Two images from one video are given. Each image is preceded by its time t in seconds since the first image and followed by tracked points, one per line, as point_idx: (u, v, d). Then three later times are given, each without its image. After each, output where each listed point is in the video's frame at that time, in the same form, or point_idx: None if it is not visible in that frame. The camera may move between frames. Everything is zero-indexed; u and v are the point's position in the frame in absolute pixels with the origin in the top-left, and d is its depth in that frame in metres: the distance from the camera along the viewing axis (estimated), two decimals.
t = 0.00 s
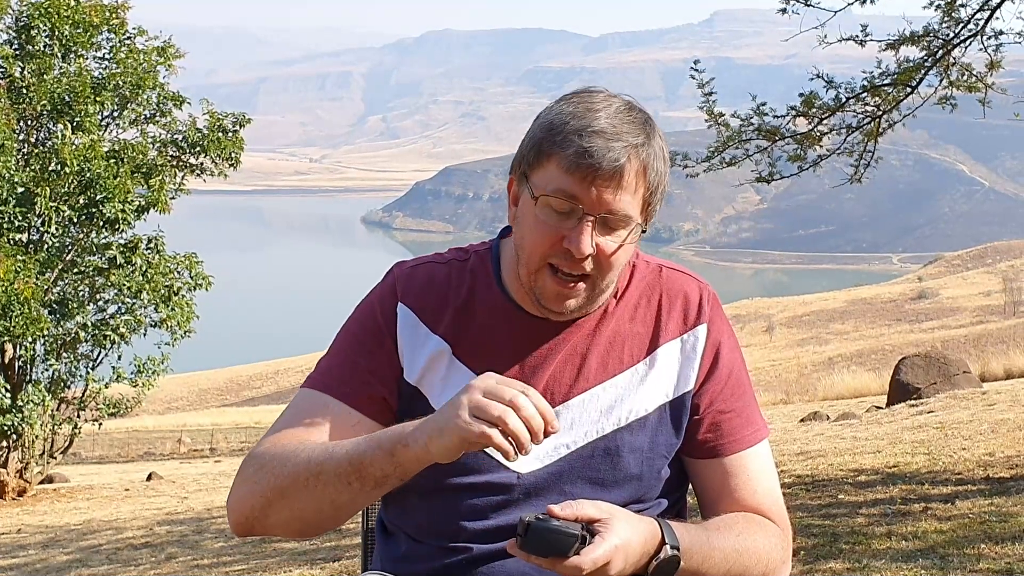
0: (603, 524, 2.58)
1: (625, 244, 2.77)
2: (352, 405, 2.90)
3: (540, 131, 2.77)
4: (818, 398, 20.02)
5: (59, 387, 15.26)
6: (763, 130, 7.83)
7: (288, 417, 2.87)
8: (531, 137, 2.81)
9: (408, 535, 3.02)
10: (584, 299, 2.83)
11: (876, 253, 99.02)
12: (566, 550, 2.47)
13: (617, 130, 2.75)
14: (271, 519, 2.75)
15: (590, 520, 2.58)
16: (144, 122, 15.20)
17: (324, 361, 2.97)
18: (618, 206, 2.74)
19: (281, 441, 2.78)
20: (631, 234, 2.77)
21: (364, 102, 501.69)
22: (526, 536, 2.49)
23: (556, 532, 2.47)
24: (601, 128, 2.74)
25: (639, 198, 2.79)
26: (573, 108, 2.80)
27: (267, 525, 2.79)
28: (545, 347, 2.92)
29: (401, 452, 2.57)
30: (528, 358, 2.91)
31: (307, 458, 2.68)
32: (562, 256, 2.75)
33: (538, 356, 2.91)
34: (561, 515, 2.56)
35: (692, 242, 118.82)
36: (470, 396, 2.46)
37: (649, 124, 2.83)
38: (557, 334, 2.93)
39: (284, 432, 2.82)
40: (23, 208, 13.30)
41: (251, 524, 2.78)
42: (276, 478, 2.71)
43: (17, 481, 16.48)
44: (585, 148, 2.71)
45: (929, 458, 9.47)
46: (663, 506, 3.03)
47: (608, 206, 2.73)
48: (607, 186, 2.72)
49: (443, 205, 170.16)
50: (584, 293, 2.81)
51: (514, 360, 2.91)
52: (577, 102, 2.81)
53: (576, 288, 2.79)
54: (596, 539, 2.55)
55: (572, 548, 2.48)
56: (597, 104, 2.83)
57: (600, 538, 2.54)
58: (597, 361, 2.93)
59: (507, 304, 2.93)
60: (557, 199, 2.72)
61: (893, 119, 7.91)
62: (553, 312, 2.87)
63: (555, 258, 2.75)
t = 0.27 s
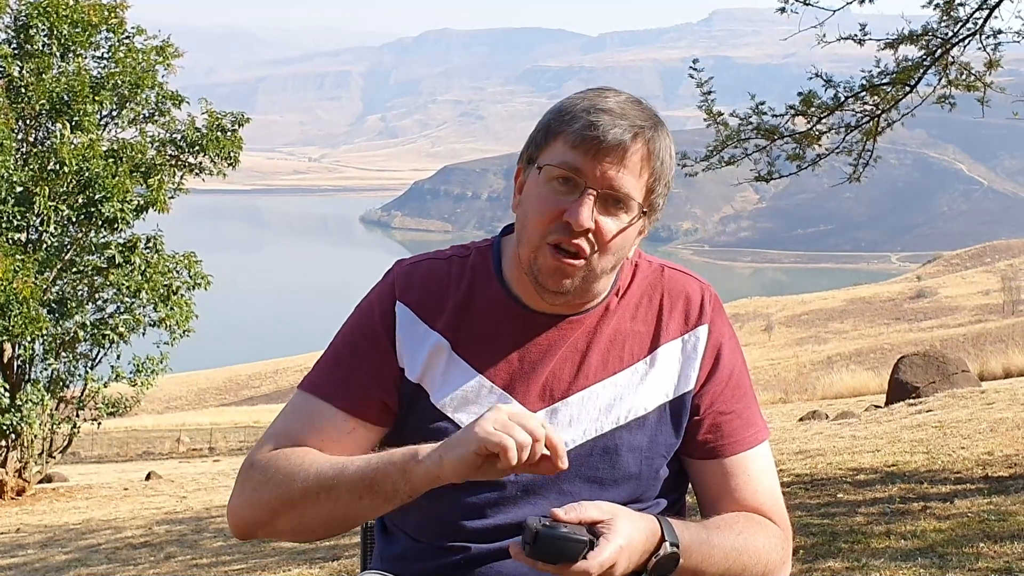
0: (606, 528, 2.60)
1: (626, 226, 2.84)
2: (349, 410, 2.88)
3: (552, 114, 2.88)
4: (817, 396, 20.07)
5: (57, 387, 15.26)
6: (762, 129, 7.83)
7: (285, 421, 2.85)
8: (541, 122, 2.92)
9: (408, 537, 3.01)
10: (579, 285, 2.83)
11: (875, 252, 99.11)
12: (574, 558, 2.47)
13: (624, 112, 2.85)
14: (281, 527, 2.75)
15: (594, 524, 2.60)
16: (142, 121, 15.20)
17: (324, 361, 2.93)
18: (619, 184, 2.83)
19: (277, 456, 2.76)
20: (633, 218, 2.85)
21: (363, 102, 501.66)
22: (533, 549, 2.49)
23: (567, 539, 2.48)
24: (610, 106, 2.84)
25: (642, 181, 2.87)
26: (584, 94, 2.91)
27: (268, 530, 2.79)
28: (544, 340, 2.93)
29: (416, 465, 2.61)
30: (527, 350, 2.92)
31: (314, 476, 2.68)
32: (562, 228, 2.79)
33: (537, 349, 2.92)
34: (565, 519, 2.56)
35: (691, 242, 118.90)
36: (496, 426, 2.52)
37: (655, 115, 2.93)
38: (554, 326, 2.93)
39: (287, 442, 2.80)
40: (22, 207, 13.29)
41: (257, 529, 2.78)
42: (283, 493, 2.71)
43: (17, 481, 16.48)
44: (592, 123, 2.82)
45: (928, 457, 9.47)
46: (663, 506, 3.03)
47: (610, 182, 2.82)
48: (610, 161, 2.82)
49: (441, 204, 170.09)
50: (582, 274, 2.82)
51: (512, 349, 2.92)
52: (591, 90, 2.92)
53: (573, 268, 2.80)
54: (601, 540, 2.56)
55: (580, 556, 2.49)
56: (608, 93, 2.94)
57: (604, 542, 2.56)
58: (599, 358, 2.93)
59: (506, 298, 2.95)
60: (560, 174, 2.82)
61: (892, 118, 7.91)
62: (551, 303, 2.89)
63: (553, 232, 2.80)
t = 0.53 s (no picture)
0: (605, 533, 2.60)
1: (624, 221, 2.84)
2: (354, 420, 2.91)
3: (552, 109, 2.89)
4: (816, 395, 20.06)
5: (56, 386, 15.26)
6: (761, 128, 7.84)
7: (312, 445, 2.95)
8: (543, 116, 2.92)
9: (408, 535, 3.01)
10: (575, 279, 2.83)
11: (874, 251, 99.09)
12: (576, 565, 2.46)
13: (625, 107, 2.85)
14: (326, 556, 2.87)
15: (594, 528, 2.59)
16: (141, 121, 15.20)
17: (330, 372, 2.97)
18: (617, 177, 2.83)
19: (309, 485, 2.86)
20: (631, 212, 2.85)
21: (362, 101, 501.56)
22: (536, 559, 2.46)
23: (566, 549, 2.45)
24: (608, 101, 2.85)
25: (640, 175, 2.87)
26: (584, 91, 2.92)
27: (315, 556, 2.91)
28: (542, 337, 2.93)
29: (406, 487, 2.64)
30: (524, 346, 2.92)
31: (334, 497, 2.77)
32: (559, 220, 2.80)
33: (534, 345, 2.92)
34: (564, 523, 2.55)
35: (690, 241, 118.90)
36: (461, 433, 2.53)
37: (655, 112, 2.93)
38: (551, 322, 2.93)
39: (314, 472, 2.89)
40: (21, 207, 13.28)
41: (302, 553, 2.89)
42: (312, 523, 2.81)
43: (16, 480, 16.49)
44: (592, 117, 2.82)
45: (927, 456, 9.47)
46: (663, 504, 3.02)
47: (609, 175, 2.82)
48: (608, 155, 2.82)
49: (440, 203, 170.02)
50: (579, 268, 2.81)
51: (509, 346, 2.93)
52: (591, 86, 2.93)
53: (569, 260, 2.80)
54: (602, 546, 2.56)
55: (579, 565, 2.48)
56: (609, 90, 2.94)
57: (604, 547, 2.56)
58: (599, 355, 2.93)
59: (504, 296, 2.95)
60: (558, 167, 2.82)
61: (891, 117, 7.90)
62: (549, 298, 2.90)
63: (550, 223, 2.80)
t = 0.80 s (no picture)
0: (606, 535, 2.61)
1: (621, 222, 2.84)
2: (354, 425, 2.93)
3: (547, 113, 2.89)
4: (815, 395, 20.05)
5: (55, 386, 15.26)
6: (760, 128, 7.83)
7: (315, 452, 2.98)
8: (536, 121, 2.90)
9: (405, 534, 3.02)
10: (573, 282, 2.83)
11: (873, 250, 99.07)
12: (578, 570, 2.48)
13: (616, 108, 2.84)
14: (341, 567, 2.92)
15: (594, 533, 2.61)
16: (140, 121, 15.22)
17: (330, 382, 2.98)
18: (614, 181, 2.82)
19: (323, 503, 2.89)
20: (627, 214, 2.85)
21: (362, 100, 501.71)
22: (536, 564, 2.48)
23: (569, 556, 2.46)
24: (604, 104, 2.85)
25: (634, 177, 2.86)
26: (579, 94, 2.91)
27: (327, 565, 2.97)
28: (538, 338, 2.93)
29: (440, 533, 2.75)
30: (518, 351, 2.93)
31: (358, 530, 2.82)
32: (555, 225, 2.80)
33: (529, 349, 2.92)
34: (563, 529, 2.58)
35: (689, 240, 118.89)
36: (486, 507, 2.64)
37: (651, 112, 2.91)
38: (549, 323, 2.93)
39: (321, 488, 2.92)
40: (20, 207, 13.28)
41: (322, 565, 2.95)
42: (329, 547, 2.87)
43: (15, 480, 16.48)
44: (585, 119, 2.82)
45: (926, 456, 9.47)
46: (661, 503, 3.02)
47: (603, 178, 2.82)
48: (602, 158, 2.82)
49: (439, 203, 169.98)
50: (577, 271, 2.82)
51: (506, 348, 2.93)
52: (588, 90, 2.92)
53: (568, 267, 2.80)
54: (602, 548, 2.58)
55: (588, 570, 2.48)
56: (600, 92, 2.93)
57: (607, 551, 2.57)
58: (594, 356, 2.93)
59: (502, 299, 2.95)
60: (553, 171, 2.82)
61: (890, 117, 7.90)
62: (546, 301, 2.90)
63: (546, 229, 2.81)
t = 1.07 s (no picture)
0: (596, 530, 2.59)
1: (615, 221, 2.84)
2: (352, 424, 2.94)
3: (536, 115, 2.88)
4: (814, 395, 20.05)
5: (54, 386, 15.26)
6: (759, 128, 7.83)
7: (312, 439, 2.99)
8: (528, 122, 2.91)
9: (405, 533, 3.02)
10: (570, 282, 2.84)
11: (872, 250, 99.04)
12: (561, 567, 2.47)
13: (608, 108, 2.84)
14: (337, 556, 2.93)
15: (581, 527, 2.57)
16: (140, 121, 15.21)
17: (328, 376, 2.99)
18: (606, 181, 2.82)
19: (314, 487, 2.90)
20: (621, 213, 2.85)
21: (361, 100, 501.75)
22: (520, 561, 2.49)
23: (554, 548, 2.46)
24: (594, 105, 2.84)
25: (628, 176, 2.86)
26: (569, 93, 2.90)
27: (323, 556, 2.98)
28: (537, 336, 2.93)
29: (423, 497, 2.73)
30: (516, 350, 2.92)
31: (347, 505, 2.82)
32: (551, 227, 2.80)
33: (526, 348, 2.92)
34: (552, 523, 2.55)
35: (688, 240, 118.87)
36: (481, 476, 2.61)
37: (643, 112, 2.90)
38: (547, 320, 2.94)
39: (317, 472, 2.93)
40: (19, 207, 13.28)
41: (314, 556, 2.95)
42: (320, 528, 2.87)
43: (14, 480, 16.47)
44: (577, 121, 2.81)
45: (926, 455, 9.47)
46: (661, 504, 3.02)
47: (597, 179, 2.81)
48: (594, 160, 2.82)
49: (439, 203, 169.95)
50: (575, 272, 2.82)
51: (504, 347, 2.93)
52: (578, 89, 2.91)
53: (565, 267, 2.81)
54: (592, 544, 2.55)
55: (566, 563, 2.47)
56: (592, 91, 2.93)
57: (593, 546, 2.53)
58: (593, 356, 2.93)
59: (501, 299, 2.96)
60: (546, 174, 2.82)
61: (889, 116, 7.91)
62: (544, 300, 2.90)
63: (542, 231, 2.81)
